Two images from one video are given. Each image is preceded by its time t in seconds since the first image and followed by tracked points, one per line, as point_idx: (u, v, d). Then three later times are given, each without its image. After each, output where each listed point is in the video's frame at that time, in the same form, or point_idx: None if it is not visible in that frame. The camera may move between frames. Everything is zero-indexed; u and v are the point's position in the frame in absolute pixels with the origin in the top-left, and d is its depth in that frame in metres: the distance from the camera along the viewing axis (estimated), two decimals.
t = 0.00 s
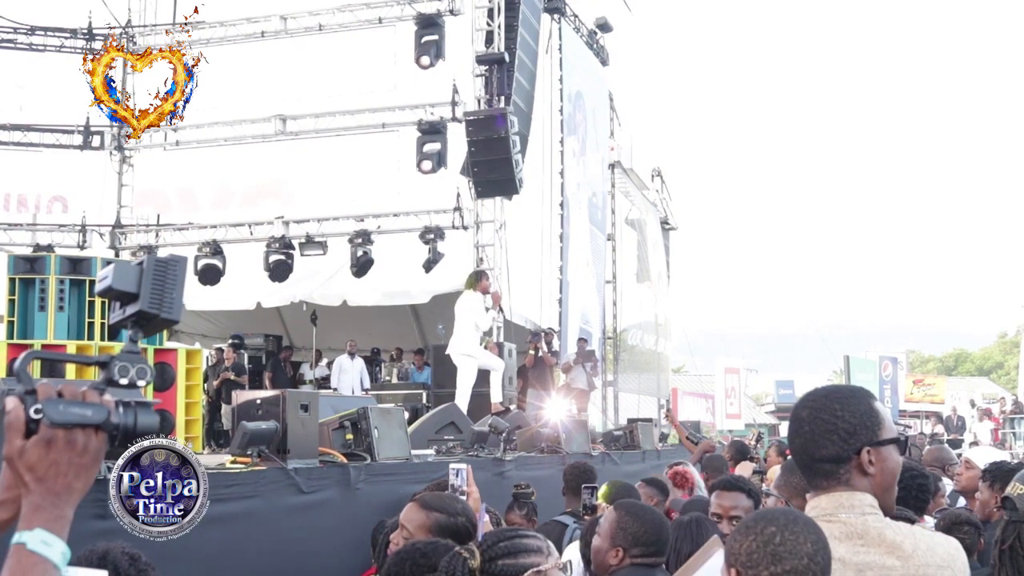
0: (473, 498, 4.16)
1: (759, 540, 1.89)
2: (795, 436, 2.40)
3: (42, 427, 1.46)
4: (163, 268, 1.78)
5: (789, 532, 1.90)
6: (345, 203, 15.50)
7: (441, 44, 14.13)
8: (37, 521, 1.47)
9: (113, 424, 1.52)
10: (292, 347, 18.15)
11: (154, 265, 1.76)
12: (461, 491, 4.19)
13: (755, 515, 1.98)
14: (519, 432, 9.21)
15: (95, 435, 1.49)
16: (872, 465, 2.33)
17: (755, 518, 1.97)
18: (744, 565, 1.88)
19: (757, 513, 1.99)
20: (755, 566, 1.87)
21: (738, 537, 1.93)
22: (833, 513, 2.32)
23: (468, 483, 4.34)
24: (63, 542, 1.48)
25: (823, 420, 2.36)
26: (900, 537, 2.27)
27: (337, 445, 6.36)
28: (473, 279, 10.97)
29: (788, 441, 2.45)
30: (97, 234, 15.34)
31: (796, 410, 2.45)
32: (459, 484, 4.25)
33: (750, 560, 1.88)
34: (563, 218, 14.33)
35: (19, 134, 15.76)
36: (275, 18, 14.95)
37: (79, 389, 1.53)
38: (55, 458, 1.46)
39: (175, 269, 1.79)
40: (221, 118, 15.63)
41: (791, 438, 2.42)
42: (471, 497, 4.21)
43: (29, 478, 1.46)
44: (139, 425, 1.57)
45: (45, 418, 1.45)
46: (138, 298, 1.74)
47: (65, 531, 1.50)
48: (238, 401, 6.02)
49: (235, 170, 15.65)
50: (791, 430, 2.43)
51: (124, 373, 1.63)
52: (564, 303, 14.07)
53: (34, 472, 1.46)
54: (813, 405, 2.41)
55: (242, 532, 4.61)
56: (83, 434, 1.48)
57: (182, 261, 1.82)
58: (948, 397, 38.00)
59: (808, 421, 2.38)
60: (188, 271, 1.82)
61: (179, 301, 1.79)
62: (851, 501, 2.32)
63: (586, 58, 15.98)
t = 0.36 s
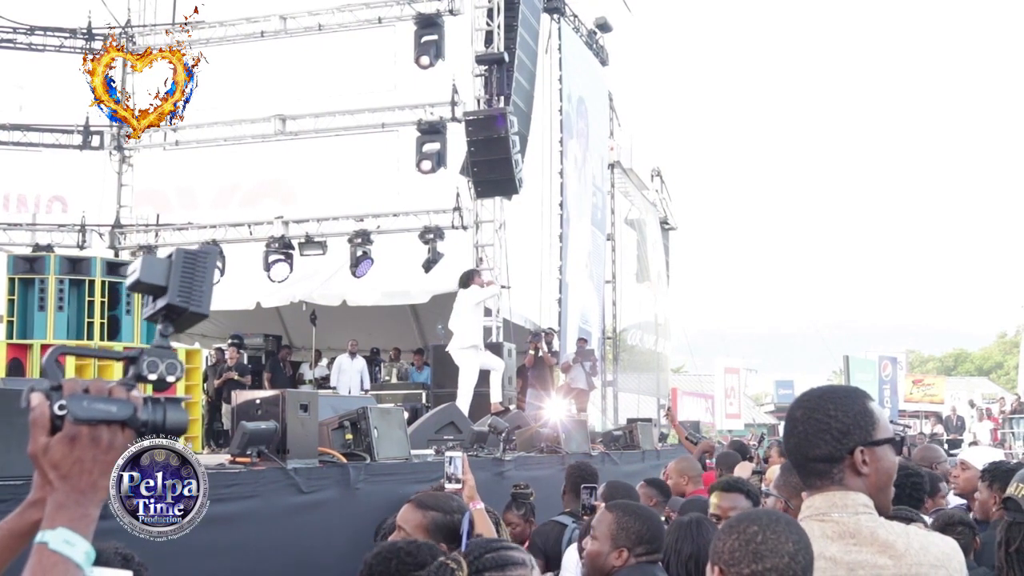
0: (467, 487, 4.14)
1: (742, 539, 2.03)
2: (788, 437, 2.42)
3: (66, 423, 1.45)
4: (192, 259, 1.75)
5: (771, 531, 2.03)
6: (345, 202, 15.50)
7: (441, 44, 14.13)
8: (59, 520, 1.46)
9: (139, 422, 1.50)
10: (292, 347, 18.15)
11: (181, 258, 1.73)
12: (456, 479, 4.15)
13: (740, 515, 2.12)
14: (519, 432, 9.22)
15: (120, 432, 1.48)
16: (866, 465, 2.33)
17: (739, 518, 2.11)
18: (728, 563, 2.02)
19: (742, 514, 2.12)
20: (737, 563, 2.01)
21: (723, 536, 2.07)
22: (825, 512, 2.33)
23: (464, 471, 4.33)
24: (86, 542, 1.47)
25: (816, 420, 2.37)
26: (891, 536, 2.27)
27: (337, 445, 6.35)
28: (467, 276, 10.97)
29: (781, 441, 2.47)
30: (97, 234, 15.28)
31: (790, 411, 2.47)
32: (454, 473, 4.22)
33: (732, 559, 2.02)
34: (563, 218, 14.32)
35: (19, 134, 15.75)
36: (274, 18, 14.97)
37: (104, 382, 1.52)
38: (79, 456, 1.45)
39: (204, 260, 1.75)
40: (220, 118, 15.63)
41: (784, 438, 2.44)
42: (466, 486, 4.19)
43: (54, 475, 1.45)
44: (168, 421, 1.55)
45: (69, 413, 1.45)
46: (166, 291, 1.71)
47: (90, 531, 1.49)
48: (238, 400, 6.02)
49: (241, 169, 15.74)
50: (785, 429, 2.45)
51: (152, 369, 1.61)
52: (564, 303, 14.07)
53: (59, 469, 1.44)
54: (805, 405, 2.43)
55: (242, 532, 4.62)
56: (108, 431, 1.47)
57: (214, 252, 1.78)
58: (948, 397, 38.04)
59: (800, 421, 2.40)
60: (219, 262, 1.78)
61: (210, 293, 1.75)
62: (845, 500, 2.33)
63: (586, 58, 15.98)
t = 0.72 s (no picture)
0: (460, 482, 4.11)
1: (725, 540, 2.03)
2: (796, 436, 2.39)
3: (73, 421, 1.45)
4: (201, 251, 1.77)
5: (754, 533, 2.04)
6: (345, 202, 15.51)
7: (441, 44, 14.15)
8: (63, 517, 1.48)
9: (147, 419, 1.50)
10: (291, 347, 18.16)
11: (193, 250, 1.76)
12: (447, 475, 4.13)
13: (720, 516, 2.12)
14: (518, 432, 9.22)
15: (129, 428, 1.48)
16: (874, 466, 2.34)
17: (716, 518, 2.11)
18: (711, 563, 2.02)
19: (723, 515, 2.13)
20: (720, 563, 2.01)
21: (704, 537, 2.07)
22: (836, 514, 2.31)
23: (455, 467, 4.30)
24: (89, 540, 1.48)
25: (825, 421, 2.36)
26: (907, 538, 2.28)
27: (337, 445, 6.35)
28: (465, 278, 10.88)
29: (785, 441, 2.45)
30: (97, 234, 15.36)
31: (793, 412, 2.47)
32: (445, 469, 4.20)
33: (715, 559, 2.02)
34: (563, 218, 14.33)
35: (19, 134, 15.78)
36: (274, 17, 15.01)
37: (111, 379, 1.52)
38: (85, 453, 1.45)
39: (215, 251, 1.77)
40: (221, 118, 15.66)
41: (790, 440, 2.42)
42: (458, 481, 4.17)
43: (61, 472, 1.45)
44: (178, 418, 1.58)
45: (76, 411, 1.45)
46: (177, 285, 1.74)
47: (94, 529, 1.50)
48: (237, 400, 6.01)
49: (237, 168, 15.67)
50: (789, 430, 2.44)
51: (164, 365, 1.61)
52: (565, 303, 14.06)
53: (64, 466, 1.45)
54: (814, 404, 2.41)
55: (241, 532, 4.62)
56: (114, 428, 1.47)
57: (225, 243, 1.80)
58: (948, 398, 38.06)
59: (809, 420, 2.39)
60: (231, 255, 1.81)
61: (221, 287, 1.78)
62: (854, 502, 2.32)
63: (585, 57, 16.00)
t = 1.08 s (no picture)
0: (456, 479, 4.09)
1: (707, 543, 2.10)
2: (837, 433, 2.22)
3: (57, 416, 1.44)
4: (192, 248, 1.70)
5: (731, 536, 2.13)
6: (345, 202, 15.51)
7: (441, 44, 14.16)
8: (41, 517, 1.45)
9: (132, 417, 1.48)
10: (291, 347, 18.17)
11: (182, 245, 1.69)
12: (444, 472, 4.11)
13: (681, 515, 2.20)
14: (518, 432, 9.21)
15: (113, 428, 1.46)
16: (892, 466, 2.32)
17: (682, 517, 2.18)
18: (688, 564, 2.09)
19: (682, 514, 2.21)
20: (700, 564, 2.08)
21: (670, 534, 2.15)
22: (864, 518, 2.20)
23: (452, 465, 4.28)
24: (66, 541, 1.45)
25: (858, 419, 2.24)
26: (933, 542, 2.22)
27: (337, 445, 6.35)
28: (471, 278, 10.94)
29: (811, 436, 2.26)
30: (97, 234, 15.31)
31: (819, 406, 2.30)
32: (441, 466, 4.18)
33: (695, 560, 2.09)
34: (563, 218, 14.33)
35: (19, 134, 15.76)
36: (274, 18, 15.00)
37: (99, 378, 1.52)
38: (67, 450, 1.43)
39: (206, 248, 1.70)
40: (221, 118, 15.65)
41: (825, 436, 2.24)
42: (454, 478, 4.15)
43: (44, 470, 1.43)
44: (166, 417, 1.55)
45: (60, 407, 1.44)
46: (167, 280, 1.66)
47: (74, 531, 1.47)
48: (238, 400, 6.01)
49: (237, 170, 15.71)
50: (819, 425, 2.26)
51: (153, 363, 1.58)
52: (564, 302, 14.07)
53: (46, 465, 1.43)
54: (850, 400, 2.28)
55: (241, 532, 4.61)
56: (97, 427, 1.44)
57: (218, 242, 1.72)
58: (948, 398, 38.02)
59: (852, 417, 2.24)
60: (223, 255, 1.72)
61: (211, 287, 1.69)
62: (878, 505, 2.22)
63: (586, 57, 16.00)
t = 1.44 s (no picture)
0: (455, 480, 4.09)
1: (661, 542, 2.24)
2: (863, 440, 2.22)
3: (21, 418, 1.39)
4: (166, 249, 1.85)
5: (689, 536, 2.27)
6: (346, 203, 15.51)
7: (441, 44, 14.16)
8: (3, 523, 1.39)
9: (99, 421, 1.41)
10: (291, 347, 18.17)
11: (155, 246, 1.84)
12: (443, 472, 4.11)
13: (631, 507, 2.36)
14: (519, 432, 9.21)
15: (80, 432, 1.40)
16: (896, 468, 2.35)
17: (637, 511, 2.32)
18: (648, 564, 2.22)
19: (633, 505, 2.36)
20: (658, 565, 2.22)
21: (625, 528, 2.29)
22: (875, 521, 2.20)
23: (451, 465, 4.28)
24: (24, 548, 1.37)
25: (874, 423, 2.25)
26: (939, 543, 2.21)
27: (337, 445, 6.35)
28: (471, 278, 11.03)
29: (830, 439, 2.25)
30: (97, 234, 15.29)
31: (837, 409, 2.29)
32: (441, 466, 4.18)
33: (653, 560, 2.22)
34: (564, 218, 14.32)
35: (19, 134, 15.76)
36: (274, 18, 15.01)
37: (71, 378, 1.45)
38: (31, 455, 1.38)
39: (179, 249, 1.86)
40: (221, 118, 15.66)
41: (849, 442, 2.23)
42: (455, 478, 4.14)
43: (8, 474, 1.38)
44: (137, 422, 1.44)
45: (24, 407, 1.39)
46: (141, 282, 1.82)
47: (38, 538, 1.39)
48: (238, 401, 6.01)
49: (237, 170, 15.72)
50: (840, 429, 2.25)
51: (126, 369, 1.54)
52: (564, 303, 14.06)
53: (10, 470, 1.38)
54: (870, 405, 2.29)
55: (242, 532, 4.60)
56: (62, 431, 1.39)
57: (190, 244, 1.87)
58: (948, 398, 37.98)
59: (875, 423, 2.25)
60: (195, 256, 1.88)
61: (181, 287, 1.84)
62: (888, 508, 2.23)
63: (586, 57, 16.00)
